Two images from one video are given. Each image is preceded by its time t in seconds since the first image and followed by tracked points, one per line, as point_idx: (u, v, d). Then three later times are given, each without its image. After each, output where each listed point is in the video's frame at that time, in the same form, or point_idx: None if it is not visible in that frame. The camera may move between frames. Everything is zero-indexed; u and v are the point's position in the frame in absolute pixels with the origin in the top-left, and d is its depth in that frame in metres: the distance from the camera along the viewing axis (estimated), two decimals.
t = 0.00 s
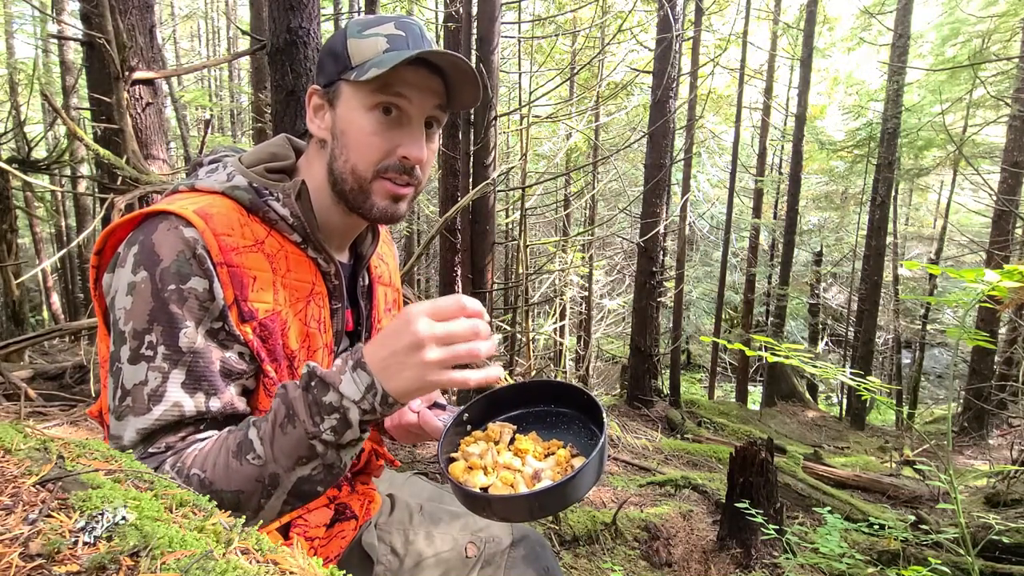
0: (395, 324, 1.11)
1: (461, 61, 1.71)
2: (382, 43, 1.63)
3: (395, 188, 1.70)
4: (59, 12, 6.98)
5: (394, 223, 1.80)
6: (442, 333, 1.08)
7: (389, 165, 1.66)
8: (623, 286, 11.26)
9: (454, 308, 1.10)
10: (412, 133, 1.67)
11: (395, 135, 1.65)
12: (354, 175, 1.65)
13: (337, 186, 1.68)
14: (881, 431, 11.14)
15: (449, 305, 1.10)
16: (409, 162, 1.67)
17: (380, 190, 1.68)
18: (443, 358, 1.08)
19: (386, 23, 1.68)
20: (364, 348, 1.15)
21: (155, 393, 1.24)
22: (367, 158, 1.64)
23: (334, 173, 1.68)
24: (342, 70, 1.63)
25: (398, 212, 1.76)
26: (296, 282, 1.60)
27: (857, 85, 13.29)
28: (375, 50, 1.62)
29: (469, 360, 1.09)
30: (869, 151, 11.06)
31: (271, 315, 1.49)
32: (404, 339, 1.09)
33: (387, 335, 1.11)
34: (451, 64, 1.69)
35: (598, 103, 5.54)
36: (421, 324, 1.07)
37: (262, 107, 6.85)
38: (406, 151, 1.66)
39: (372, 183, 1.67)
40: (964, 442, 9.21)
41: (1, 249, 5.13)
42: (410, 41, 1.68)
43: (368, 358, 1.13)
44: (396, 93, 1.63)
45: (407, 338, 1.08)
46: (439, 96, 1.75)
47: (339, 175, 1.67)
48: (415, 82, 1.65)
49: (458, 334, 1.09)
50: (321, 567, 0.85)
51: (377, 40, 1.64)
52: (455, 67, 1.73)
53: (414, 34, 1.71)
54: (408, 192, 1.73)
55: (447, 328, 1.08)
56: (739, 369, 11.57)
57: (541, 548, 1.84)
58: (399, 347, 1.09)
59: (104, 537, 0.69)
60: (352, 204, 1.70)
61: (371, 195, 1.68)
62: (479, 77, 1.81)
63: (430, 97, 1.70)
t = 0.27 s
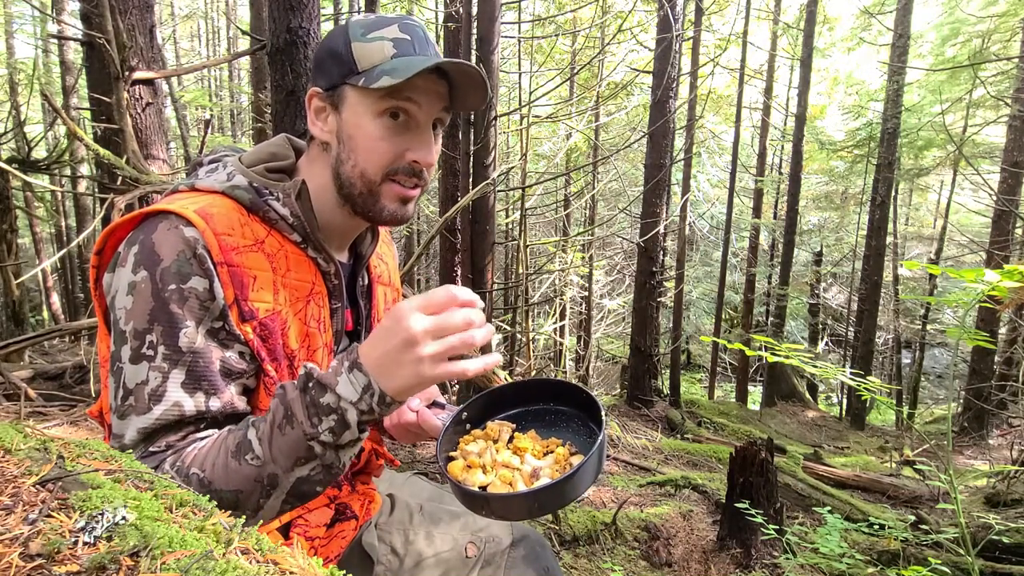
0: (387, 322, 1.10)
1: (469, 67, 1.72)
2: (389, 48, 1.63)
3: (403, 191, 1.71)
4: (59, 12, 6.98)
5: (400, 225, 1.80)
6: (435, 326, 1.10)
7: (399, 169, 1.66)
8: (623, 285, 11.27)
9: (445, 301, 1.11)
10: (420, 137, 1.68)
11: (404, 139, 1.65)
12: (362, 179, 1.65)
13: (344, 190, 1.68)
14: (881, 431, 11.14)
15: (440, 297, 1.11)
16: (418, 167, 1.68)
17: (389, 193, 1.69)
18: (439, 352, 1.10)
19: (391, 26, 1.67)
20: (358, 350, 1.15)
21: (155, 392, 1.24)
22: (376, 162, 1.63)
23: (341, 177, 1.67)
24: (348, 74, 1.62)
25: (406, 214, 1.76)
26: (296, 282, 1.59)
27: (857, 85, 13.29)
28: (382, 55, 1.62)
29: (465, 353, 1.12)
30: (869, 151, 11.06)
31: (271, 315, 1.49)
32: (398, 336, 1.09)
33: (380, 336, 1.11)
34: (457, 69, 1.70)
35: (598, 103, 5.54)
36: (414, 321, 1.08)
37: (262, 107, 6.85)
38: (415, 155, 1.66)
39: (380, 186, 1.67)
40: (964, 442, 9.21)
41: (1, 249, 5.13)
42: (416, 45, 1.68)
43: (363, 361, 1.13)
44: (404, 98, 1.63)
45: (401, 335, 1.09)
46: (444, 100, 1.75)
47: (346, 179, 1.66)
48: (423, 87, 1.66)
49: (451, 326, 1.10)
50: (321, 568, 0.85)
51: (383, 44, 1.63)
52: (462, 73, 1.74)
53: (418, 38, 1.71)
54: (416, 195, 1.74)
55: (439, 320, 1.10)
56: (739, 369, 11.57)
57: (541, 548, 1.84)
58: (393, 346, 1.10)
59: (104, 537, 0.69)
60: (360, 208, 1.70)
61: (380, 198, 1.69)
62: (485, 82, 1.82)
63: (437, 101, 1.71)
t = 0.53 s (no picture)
0: (401, 353, 1.11)
1: (464, 60, 1.71)
2: (383, 44, 1.63)
3: (399, 187, 1.70)
4: (59, 11, 6.98)
5: (398, 222, 1.79)
6: (439, 372, 1.08)
7: (393, 165, 1.66)
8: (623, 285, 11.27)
9: (461, 350, 1.10)
10: (415, 133, 1.67)
11: (399, 135, 1.64)
12: (357, 175, 1.65)
13: (340, 187, 1.68)
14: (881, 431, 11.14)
15: (456, 345, 1.10)
16: (412, 162, 1.67)
17: (384, 189, 1.68)
18: (436, 399, 1.07)
19: (386, 22, 1.67)
20: (366, 371, 1.16)
21: (151, 393, 1.24)
22: (371, 158, 1.63)
23: (336, 174, 1.67)
24: (343, 71, 1.62)
25: (402, 211, 1.75)
26: (295, 283, 1.59)
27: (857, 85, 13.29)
28: (376, 50, 1.62)
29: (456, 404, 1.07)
30: (869, 151, 11.06)
31: (270, 316, 1.49)
32: (404, 370, 1.09)
33: (389, 366, 1.11)
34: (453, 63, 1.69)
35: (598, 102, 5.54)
36: (424, 361, 1.07)
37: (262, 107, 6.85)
38: (410, 150, 1.65)
39: (375, 183, 1.66)
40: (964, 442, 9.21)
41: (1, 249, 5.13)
42: (411, 41, 1.68)
43: (367, 383, 1.14)
44: (399, 93, 1.62)
45: (406, 372, 1.09)
46: (440, 95, 1.74)
47: (342, 176, 1.66)
48: (418, 82, 1.65)
49: (456, 376, 1.08)
50: (321, 568, 0.85)
51: (379, 40, 1.63)
52: (457, 67, 1.72)
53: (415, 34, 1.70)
54: (411, 192, 1.73)
55: (446, 368, 1.07)
56: (739, 368, 11.57)
57: (541, 548, 1.84)
58: (398, 378, 1.09)
59: (104, 538, 0.69)
60: (356, 205, 1.70)
61: (375, 195, 1.68)
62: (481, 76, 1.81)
63: (432, 97, 1.70)
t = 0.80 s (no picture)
0: (418, 379, 1.11)
1: (462, 48, 1.72)
2: (381, 36, 1.64)
3: (402, 178, 1.69)
4: (59, 11, 6.98)
5: (401, 215, 1.79)
6: (456, 403, 1.08)
7: (396, 156, 1.65)
8: (623, 285, 11.28)
9: (479, 380, 1.09)
10: (415, 122, 1.68)
11: (400, 125, 1.65)
12: (360, 168, 1.64)
13: (342, 182, 1.67)
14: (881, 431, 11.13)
15: (476, 374, 1.10)
16: (415, 151, 1.67)
17: (388, 181, 1.67)
18: (450, 429, 1.08)
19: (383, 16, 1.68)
20: (381, 391, 1.17)
21: (155, 393, 1.24)
22: (373, 149, 1.63)
23: (339, 169, 1.67)
24: (342, 65, 1.63)
25: (405, 204, 1.75)
26: (297, 284, 1.59)
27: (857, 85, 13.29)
28: (374, 43, 1.62)
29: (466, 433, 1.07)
30: (869, 151, 11.06)
31: (272, 315, 1.49)
32: (422, 396, 1.09)
33: (405, 391, 1.12)
34: (450, 51, 1.70)
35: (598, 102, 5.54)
36: (443, 390, 1.07)
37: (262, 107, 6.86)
38: (412, 139, 1.66)
39: (378, 174, 1.66)
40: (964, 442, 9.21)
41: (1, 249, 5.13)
42: (408, 32, 1.69)
43: (382, 405, 1.15)
44: (398, 83, 1.64)
45: (422, 400, 1.09)
46: (438, 85, 1.75)
47: (344, 170, 1.66)
48: (416, 72, 1.67)
49: (471, 408, 1.08)
50: (321, 568, 0.85)
51: (377, 33, 1.64)
52: (455, 56, 1.74)
53: (410, 27, 1.71)
54: (415, 182, 1.72)
55: (464, 398, 1.07)
56: (739, 368, 11.57)
57: (541, 548, 1.84)
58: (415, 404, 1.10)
59: (104, 537, 0.69)
60: (359, 198, 1.69)
61: (378, 186, 1.67)
62: (478, 64, 1.83)
63: (431, 87, 1.71)
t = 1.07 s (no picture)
0: (433, 370, 1.08)
1: (462, 46, 1.73)
2: (383, 36, 1.64)
3: (405, 176, 1.69)
4: (59, 11, 6.97)
5: (403, 215, 1.78)
6: (477, 393, 1.07)
7: (399, 153, 1.65)
8: (623, 285, 11.28)
9: (493, 364, 1.06)
10: (417, 121, 1.68)
11: (402, 123, 1.65)
12: (364, 167, 1.64)
13: (345, 181, 1.67)
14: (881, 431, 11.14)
15: (491, 361, 1.06)
16: (418, 149, 1.67)
17: (390, 179, 1.67)
18: (471, 418, 1.08)
19: (384, 16, 1.68)
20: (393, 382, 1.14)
21: (163, 389, 1.24)
22: (376, 148, 1.63)
23: (341, 168, 1.67)
24: (343, 65, 1.62)
25: (408, 203, 1.75)
26: (298, 282, 1.59)
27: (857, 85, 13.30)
28: (376, 42, 1.62)
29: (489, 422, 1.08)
30: (869, 151, 11.07)
31: (274, 314, 1.49)
32: (441, 390, 1.07)
33: (422, 384, 1.09)
34: (451, 49, 1.71)
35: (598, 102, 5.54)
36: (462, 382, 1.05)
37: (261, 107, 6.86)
38: (414, 137, 1.66)
39: (381, 173, 1.66)
40: (963, 442, 9.22)
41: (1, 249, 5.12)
42: (409, 32, 1.69)
43: (398, 399, 1.12)
44: (400, 82, 1.64)
45: (442, 393, 1.07)
46: (439, 84, 1.76)
47: (347, 169, 1.66)
48: (418, 71, 1.67)
49: (494, 396, 1.07)
50: (321, 567, 0.85)
51: (377, 32, 1.64)
52: (455, 54, 1.74)
53: (411, 26, 1.71)
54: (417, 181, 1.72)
55: (485, 388, 1.06)
56: (739, 368, 11.57)
57: (540, 548, 1.84)
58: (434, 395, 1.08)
59: (104, 537, 0.68)
60: (361, 197, 1.69)
61: (381, 185, 1.67)
62: (478, 62, 1.83)
63: (433, 86, 1.71)
